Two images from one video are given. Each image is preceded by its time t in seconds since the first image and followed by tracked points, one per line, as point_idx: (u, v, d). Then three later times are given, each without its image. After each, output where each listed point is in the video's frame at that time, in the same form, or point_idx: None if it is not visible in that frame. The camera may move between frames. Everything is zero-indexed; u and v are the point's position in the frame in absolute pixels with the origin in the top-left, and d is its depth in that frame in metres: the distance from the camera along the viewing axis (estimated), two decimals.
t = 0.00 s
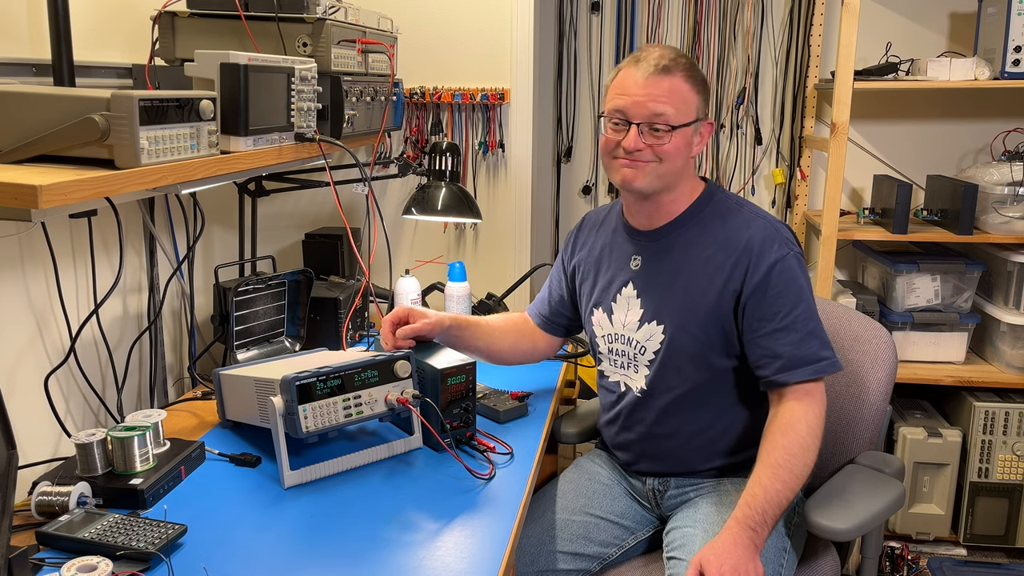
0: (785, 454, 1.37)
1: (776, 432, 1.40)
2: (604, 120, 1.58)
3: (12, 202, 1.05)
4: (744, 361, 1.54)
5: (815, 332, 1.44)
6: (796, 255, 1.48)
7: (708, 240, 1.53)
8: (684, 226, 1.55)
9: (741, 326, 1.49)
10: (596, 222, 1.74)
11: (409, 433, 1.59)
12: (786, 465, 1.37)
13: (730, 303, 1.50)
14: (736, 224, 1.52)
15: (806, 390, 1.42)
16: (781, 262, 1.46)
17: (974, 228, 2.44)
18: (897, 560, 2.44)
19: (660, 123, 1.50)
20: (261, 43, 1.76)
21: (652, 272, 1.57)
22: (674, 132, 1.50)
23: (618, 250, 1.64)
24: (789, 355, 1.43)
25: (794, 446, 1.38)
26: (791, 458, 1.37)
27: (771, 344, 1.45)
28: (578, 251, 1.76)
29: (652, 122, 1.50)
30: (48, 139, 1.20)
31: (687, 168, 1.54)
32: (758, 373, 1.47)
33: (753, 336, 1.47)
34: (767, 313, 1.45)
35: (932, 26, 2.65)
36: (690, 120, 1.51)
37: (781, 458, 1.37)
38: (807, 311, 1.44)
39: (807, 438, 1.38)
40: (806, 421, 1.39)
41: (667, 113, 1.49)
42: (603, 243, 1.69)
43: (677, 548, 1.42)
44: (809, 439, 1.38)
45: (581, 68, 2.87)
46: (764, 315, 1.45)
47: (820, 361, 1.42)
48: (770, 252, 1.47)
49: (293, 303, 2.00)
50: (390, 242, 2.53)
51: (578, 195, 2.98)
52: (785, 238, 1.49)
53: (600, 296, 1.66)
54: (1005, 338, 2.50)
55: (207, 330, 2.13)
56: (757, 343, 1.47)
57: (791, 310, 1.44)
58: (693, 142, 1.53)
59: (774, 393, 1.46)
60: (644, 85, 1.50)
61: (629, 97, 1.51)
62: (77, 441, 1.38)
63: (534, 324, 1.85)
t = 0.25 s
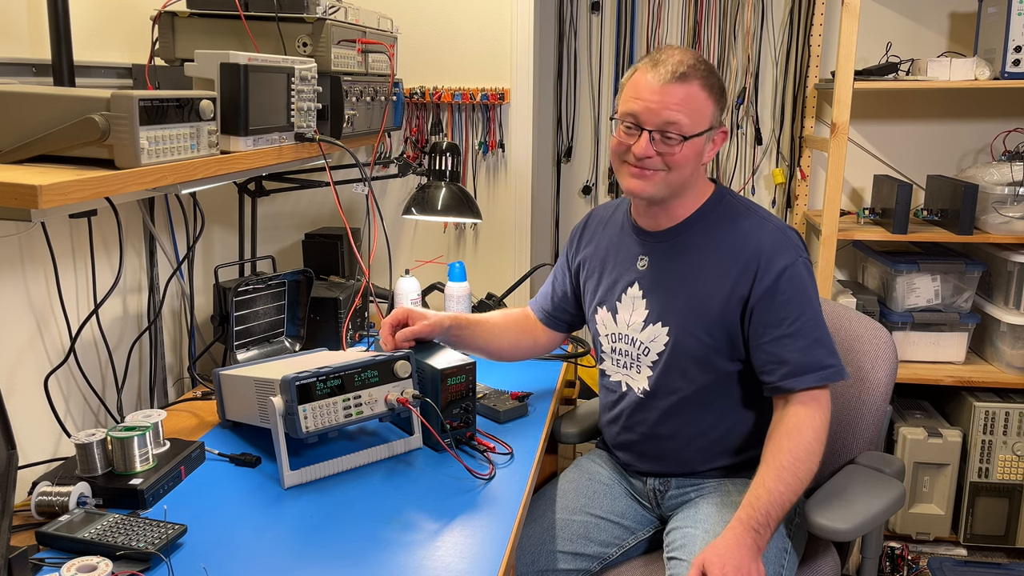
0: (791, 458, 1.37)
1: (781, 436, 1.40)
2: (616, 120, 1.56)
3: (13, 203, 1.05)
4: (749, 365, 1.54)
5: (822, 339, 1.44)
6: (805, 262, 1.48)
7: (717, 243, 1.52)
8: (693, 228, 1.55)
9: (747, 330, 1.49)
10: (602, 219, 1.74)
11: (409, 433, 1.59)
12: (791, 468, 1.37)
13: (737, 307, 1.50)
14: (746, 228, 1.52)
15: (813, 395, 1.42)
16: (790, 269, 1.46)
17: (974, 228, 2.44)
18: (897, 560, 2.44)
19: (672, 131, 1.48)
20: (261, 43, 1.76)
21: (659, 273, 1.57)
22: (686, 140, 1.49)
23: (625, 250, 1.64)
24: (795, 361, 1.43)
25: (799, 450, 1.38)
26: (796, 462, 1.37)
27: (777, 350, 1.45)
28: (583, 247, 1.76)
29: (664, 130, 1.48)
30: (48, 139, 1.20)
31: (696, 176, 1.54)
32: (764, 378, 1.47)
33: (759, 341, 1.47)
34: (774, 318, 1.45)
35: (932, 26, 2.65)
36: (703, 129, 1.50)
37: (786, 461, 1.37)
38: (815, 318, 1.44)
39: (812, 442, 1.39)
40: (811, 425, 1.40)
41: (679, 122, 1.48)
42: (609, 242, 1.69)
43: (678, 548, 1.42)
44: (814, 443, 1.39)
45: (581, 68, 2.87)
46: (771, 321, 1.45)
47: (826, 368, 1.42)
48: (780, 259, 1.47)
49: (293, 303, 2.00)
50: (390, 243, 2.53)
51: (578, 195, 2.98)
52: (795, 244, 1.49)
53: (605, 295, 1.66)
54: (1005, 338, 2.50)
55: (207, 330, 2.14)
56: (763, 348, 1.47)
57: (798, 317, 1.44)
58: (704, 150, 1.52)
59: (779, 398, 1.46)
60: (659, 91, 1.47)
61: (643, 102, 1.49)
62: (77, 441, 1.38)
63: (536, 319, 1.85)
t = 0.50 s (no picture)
0: (795, 460, 1.37)
1: (786, 439, 1.40)
2: (619, 129, 1.55)
3: (12, 202, 1.05)
4: (753, 369, 1.54)
5: (826, 344, 1.44)
6: (810, 266, 1.48)
7: (721, 246, 1.52)
8: (697, 231, 1.55)
9: (751, 334, 1.50)
10: (605, 221, 1.74)
11: (409, 433, 1.59)
12: (795, 471, 1.37)
13: (742, 311, 1.50)
14: (751, 231, 1.51)
15: (818, 400, 1.42)
16: (795, 274, 1.46)
17: (974, 228, 2.44)
18: (897, 560, 2.44)
19: (677, 142, 1.48)
20: (262, 43, 1.76)
21: (663, 276, 1.57)
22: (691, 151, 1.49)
23: (629, 252, 1.64)
24: (799, 365, 1.43)
25: (803, 452, 1.38)
26: (799, 464, 1.37)
27: (781, 355, 1.45)
28: (586, 248, 1.76)
29: (669, 141, 1.48)
30: (48, 139, 1.20)
31: (700, 185, 1.54)
32: (768, 382, 1.47)
33: (762, 345, 1.47)
34: (778, 323, 1.45)
35: (932, 26, 2.65)
36: (707, 139, 1.50)
37: (790, 464, 1.37)
38: (819, 323, 1.44)
39: (817, 446, 1.39)
40: (816, 428, 1.40)
41: (685, 132, 1.48)
42: (613, 243, 1.69)
43: (679, 549, 1.42)
44: (818, 446, 1.39)
45: (581, 68, 2.87)
46: (776, 326, 1.45)
47: (830, 373, 1.42)
48: (785, 263, 1.46)
49: (293, 303, 2.00)
50: (391, 243, 2.53)
51: (577, 195, 2.98)
52: (800, 249, 1.49)
53: (609, 297, 1.66)
54: (1005, 338, 2.50)
55: (206, 330, 2.13)
56: (767, 352, 1.47)
57: (803, 321, 1.44)
58: (708, 160, 1.52)
59: (784, 402, 1.46)
60: (664, 102, 1.47)
61: (647, 112, 1.48)
62: (77, 441, 1.38)
63: (538, 318, 1.85)
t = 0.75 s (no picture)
0: (794, 460, 1.37)
1: (785, 439, 1.40)
2: (617, 120, 1.56)
3: (12, 203, 1.05)
4: (752, 367, 1.54)
5: (824, 341, 1.44)
6: (807, 263, 1.47)
7: (719, 244, 1.52)
8: (695, 229, 1.55)
9: (750, 332, 1.50)
10: (604, 220, 1.74)
11: (409, 433, 1.59)
12: (794, 471, 1.37)
13: (740, 309, 1.50)
14: (747, 229, 1.52)
15: (816, 398, 1.42)
16: (792, 270, 1.45)
17: (975, 228, 2.44)
18: (897, 560, 2.44)
19: (676, 128, 1.49)
20: (262, 43, 1.76)
21: (661, 274, 1.57)
22: (690, 136, 1.50)
23: (628, 251, 1.64)
24: (798, 362, 1.43)
25: (802, 453, 1.38)
26: (798, 464, 1.37)
27: (780, 352, 1.45)
28: (585, 248, 1.76)
29: (668, 126, 1.49)
30: (48, 139, 1.20)
31: (699, 173, 1.55)
32: (767, 380, 1.47)
33: (761, 342, 1.47)
34: (776, 320, 1.45)
35: (932, 26, 2.65)
36: (705, 124, 1.51)
37: (789, 464, 1.37)
38: (817, 320, 1.44)
39: (817, 446, 1.39)
40: (815, 429, 1.40)
41: (683, 117, 1.49)
42: (611, 242, 1.69)
43: (679, 550, 1.42)
44: (818, 446, 1.39)
45: (581, 68, 2.87)
46: (774, 323, 1.45)
47: (829, 370, 1.42)
48: (782, 260, 1.46)
49: (293, 303, 2.00)
50: (390, 243, 2.53)
51: (577, 195, 2.98)
52: (797, 245, 1.49)
53: (607, 297, 1.66)
54: (1005, 338, 2.50)
55: (206, 330, 2.13)
56: (766, 350, 1.47)
57: (801, 318, 1.44)
58: (706, 147, 1.53)
59: (783, 400, 1.46)
60: (661, 88, 1.48)
61: (645, 99, 1.49)
62: (77, 441, 1.38)
63: (538, 319, 1.85)
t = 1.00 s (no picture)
0: (791, 457, 1.37)
1: (780, 435, 1.40)
2: (610, 122, 1.57)
3: (12, 202, 1.05)
4: (748, 363, 1.54)
5: (819, 336, 1.44)
6: (801, 258, 1.47)
7: (713, 242, 1.53)
8: (689, 228, 1.55)
9: (745, 328, 1.50)
10: (601, 221, 1.74)
11: (409, 433, 1.59)
12: (790, 467, 1.37)
13: (735, 306, 1.50)
14: (741, 226, 1.52)
15: (811, 393, 1.42)
16: (786, 266, 1.45)
17: (975, 228, 2.44)
18: (897, 560, 2.44)
19: (666, 129, 1.50)
20: (262, 44, 1.76)
21: (656, 273, 1.57)
22: (681, 136, 1.50)
23: (624, 250, 1.64)
24: (793, 358, 1.43)
25: (799, 449, 1.38)
26: (795, 460, 1.37)
27: (776, 348, 1.45)
28: (582, 249, 1.76)
29: (659, 127, 1.50)
30: (48, 139, 1.20)
31: (692, 173, 1.55)
32: (763, 376, 1.48)
33: (757, 338, 1.47)
34: (771, 316, 1.45)
35: (932, 26, 2.65)
36: (696, 125, 1.51)
37: (786, 460, 1.37)
38: (812, 315, 1.44)
39: (812, 442, 1.39)
40: (810, 424, 1.40)
41: (673, 119, 1.49)
42: (607, 243, 1.69)
43: (678, 549, 1.42)
44: (813, 442, 1.39)
45: (581, 68, 2.86)
46: (769, 319, 1.45)
47: (825, 366, 1.42)
48: (775, 256, 1.46)
49: (293, 303, 2.00)
50: (390, 243, 2.53)
51: (577, 195, 2.98)
52: (791, 241, 1.49)
53: (604, 297, 1.66)
54: (1005, 338, 2.50)
55: (206, 330, 2.13)
56: (762, 346, 1.46)
57: (796, 314, 1.44)
58: (699, 147, 1.53)
59: (779, 395, 1.47)
60: (650, 91, 1.49)
61: (635, 101, 1.50)
62: (77, 441, 1.38)
63: (536, 321, 1.85)
